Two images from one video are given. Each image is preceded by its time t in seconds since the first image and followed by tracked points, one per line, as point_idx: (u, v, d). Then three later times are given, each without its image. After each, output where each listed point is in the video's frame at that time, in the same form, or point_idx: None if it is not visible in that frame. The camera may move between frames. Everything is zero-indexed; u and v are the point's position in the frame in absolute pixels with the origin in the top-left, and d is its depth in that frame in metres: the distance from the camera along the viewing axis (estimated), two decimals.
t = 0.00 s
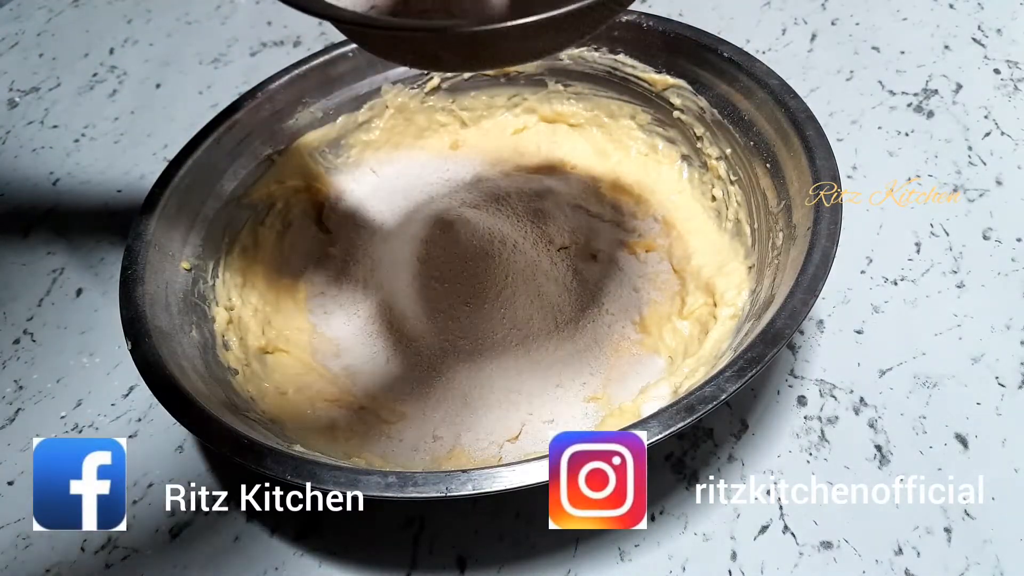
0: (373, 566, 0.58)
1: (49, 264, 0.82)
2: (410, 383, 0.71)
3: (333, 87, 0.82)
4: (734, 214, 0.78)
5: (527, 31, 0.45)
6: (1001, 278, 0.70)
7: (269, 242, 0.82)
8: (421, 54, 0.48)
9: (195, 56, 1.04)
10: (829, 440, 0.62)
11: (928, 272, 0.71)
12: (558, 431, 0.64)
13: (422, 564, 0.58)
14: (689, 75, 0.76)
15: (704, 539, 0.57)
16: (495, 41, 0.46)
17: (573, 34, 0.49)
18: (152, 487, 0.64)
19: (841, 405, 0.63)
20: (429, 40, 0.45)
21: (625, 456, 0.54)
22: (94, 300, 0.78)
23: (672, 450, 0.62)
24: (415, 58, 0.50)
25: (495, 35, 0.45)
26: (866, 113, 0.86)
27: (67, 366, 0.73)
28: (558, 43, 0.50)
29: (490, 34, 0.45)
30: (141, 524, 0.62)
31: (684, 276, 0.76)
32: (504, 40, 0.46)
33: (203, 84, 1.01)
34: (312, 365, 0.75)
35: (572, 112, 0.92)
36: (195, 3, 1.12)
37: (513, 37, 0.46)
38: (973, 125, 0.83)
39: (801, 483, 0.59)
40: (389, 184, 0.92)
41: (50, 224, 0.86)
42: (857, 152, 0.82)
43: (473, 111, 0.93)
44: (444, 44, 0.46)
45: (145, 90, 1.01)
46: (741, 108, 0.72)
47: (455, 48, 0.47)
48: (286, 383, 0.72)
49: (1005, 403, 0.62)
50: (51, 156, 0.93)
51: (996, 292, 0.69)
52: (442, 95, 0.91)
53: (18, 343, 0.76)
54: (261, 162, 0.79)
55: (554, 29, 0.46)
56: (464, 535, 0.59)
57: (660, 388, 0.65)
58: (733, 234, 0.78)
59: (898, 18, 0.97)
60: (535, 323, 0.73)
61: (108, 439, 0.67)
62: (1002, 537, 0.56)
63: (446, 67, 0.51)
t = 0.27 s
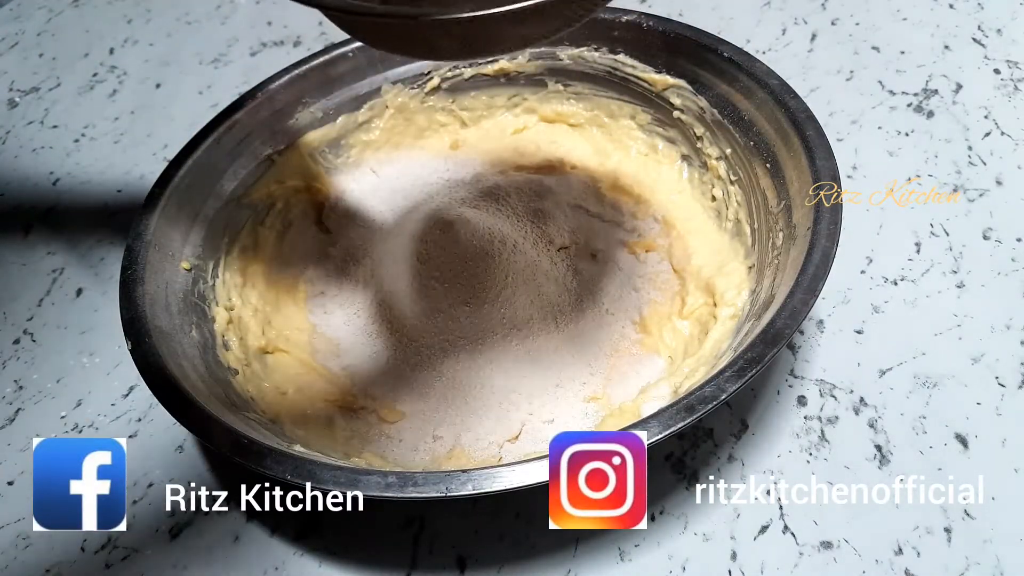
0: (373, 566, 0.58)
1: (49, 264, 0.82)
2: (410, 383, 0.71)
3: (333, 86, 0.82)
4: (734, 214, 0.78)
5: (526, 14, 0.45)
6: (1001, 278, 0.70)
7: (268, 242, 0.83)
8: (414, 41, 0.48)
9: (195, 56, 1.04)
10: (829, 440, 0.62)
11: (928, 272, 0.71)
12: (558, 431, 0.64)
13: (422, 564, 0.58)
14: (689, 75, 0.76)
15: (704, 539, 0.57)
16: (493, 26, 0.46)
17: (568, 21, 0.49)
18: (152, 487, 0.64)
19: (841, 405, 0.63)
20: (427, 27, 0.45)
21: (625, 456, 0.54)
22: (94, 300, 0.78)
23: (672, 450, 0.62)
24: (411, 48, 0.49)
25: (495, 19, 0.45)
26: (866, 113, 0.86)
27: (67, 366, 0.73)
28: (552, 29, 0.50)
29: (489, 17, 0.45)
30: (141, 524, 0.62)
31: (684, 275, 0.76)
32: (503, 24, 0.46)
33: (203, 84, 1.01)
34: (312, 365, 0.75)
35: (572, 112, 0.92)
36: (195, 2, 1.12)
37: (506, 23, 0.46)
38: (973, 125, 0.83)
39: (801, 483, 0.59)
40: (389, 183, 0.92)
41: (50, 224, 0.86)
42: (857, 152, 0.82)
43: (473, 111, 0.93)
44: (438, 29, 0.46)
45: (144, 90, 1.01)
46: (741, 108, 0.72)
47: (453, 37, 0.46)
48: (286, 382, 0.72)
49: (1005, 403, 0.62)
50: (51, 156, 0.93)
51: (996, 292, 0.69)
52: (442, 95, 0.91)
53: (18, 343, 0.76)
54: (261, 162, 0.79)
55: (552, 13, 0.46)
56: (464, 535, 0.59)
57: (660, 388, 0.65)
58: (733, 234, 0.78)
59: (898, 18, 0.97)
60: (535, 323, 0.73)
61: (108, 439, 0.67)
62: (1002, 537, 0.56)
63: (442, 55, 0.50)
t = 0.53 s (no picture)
0: (373, 566, 0.58)
1: (49, 264, 0.82)
2: (410, 382, 0.71)
3: (333, 86, 0.82)
4: (734, 214, 0.78)
5: (527, 2, 0.47)
6: (1001, 278, 0.70)
7: (269, 242, 0.83)
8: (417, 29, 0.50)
9: (195, 56, 1.04)
10: (829, 440, 0.62)
11: (928, 272, 0.71)
12: (558, 431, 0.64)
13: (422, 564, 0.58)
14: (689, 75, 0.77)
15: (704, 539, 0.57)
16: (494, 16, 0.47)
17: (566, 12, 0.50)
18: (152, 487, 0.64)
19: (841, 405, 0.63)
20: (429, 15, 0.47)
21: (625, 456, 0.54)
22: (94, 299, 0.78)
23: (672, 450, 0.62)
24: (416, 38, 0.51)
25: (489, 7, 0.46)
26: (866, 113, 0.86)
27: (67, 366, 0.73)
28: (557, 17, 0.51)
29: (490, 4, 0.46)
30: (141, 524, 0.62)
31: (684, 275, 0.76)
32: (503, 13, 0.47)
33: (203, 83, 1.01)
34: (312, 364, 0.75)
35: (572, 112, 0.93)
36: (195, 2, 1.12)
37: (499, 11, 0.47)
38: (973, 125, 0.83)
39: (801, 483, 0.59)
40: (389, 183, 0.92)
41: (50, 224, 0.86)
42: (857, 152, 0.82)
43: (473, 111, 0.93)
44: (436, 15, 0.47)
45: (145, 90, 1.01)
46: (741, 108, 0.72)
47: (453, 23, 0.48)
48: (285, 382, 0.72)
49: (1005, 403, 0.62)
50: (51, 156, 0.93)
51: (996, 292, 0.69)
52: (442, 95, 0.91)
53: (18, 343, 0.76)
54: (261, 162, 0.79)
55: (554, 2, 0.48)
56: (464, 535, 0.59)
57: (660, 388, 0.65)
58: (733, 234, 0.78)
59: (898, 18, 0.97)
60: (535, 323, 0.73)
61: (108, 439, 0.67)
62: (1002, 537, 0.56)
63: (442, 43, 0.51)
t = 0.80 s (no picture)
0: (373, 567, 0.58)
1: (49, 264, 0.82)
2: (410, 382, 0.71)
3: (333, 86, 0.82)
4: (734, 214, 0.78)
5: None
6: (1001, 278, 0.70)
7: (269, 242, 0.83)
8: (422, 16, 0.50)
9: (195, 56, 1.04)
10: (829, 440, 0.62)
11: (928, 272, 0.71)
12: (558, 431, 0.64)
13: (422, 564, 0.58)
14: (689, 75, 0.77)
15: (704, 539, 0.57)
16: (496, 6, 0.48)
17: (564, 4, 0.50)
18: (152, 487, 0.64)
19: (841, 405, 0.63)
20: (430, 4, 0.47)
21: (625, 456, 0.54)
22: (94, 300, 0.78)
23: (672, 450, 0.62)
24: (423, 26, 0.52)
25: None
26: (866, 113, 0.86)
27: (67, 366, 0.73)
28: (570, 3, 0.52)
29: None
30: (141, 524, 0.62)
31: (684, 275, 0.76)
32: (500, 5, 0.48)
33: (203, 84, 1.01)
34: (312, 365, 0.74)
35: (572, 112, 0.93)
36: (195, 2, 1.12)
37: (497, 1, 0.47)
38: (973, 125, 0.83)
39: (801, 483, 0.59)
40: (389, 183, 0.92)
41: (50, 224, 0.86)
42: (857, 152, 0.82)
43: (473, 111, 0.93)
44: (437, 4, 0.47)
45: (144, 90, 1.01)
46: (741, 108, 0.72)
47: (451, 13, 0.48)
48: (286, 383, 0.72)
49: (1005, 403, 0.62)
50: (51, 156, 0.93)
51: (997, 292, 0.69)
52: (442, 95, 0.91)
53: (18, 343, 0.76)
54: (261, 162, 0.80)
55: None
56: (464, 535, 0.59)
57: (660, 388, 0.65)
58: (733, 234, 0.78)
59: (898, 18, 0.97)
60: (534, 323, 0.73)
61: (108, 439, 0.67)
62: (1002, 537, 0.56)
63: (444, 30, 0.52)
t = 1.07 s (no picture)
0: (373, 567, 0.58)
1: (50, 264, 0.82)
2: (410, 382, 0.71)
3: (333, 86, 0.82)
4: (734, 214, 0.78)
5: None
6: (1001, 278, 0.70)
7: (269, 242, 0.83)
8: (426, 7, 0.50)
9: (195, 56, 1.04)
10: (829, 440, 0.62)
11: (928, 272, 0.71)
12: (558, 432, 0.64)
13: (422, 564, 0.58)
14: (690, 75, 0.77)
15: (704, 539, 0.57)
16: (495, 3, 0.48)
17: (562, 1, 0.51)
18: (152, 487, 0.64)
19: (841, 405, 0.63)
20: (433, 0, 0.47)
21: (625, 456, 0.54)
22: (94, 300, 0.78)
23: (672, 450, 0.62)
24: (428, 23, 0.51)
25: None
26: (866, 113, 0.86)
27: (66, 366, 0.73)
28: (576, 5, 0.53)
29: None
30: (141, 524, 0.62)
31: (684, 275, 0.76)
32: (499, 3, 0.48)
33: (203, 84, 1.01)
34: (312, 365, 0.75)
35: (572, 112, 0.93)
36: (195, 2, 1.12)
37: None
38: (973, 125, 0.83)
39: (801, 483, 0.59)
40: (389, 183, 0.92)
41: (50, 224, 0.86)
42: (857, 152, 0.82)
43: (473, 111, 0.93)
44: None
45: (144, 90, 1.01)
46: (741, 108, 0.72)
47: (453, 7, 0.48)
48: (286, 383, 0.72)
49: (1005, 402, 0.62)
50: (51, 157, 0.93)
51: (997, 292, 0.69)
52: (441, 95, 0.91)
53: (18, 343, 0.76)
54: (261, 162, 0.80)
55: None
56: (464, 535, 0.59)
57: (661, 388, 0.65)
58: (733, 234, 0.78)
59: (898, 18, 0.97)
60: (534, 323, 0.73)
61: (108, 439, 0.67)
62: (1002, 537, 0.56)
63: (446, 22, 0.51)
